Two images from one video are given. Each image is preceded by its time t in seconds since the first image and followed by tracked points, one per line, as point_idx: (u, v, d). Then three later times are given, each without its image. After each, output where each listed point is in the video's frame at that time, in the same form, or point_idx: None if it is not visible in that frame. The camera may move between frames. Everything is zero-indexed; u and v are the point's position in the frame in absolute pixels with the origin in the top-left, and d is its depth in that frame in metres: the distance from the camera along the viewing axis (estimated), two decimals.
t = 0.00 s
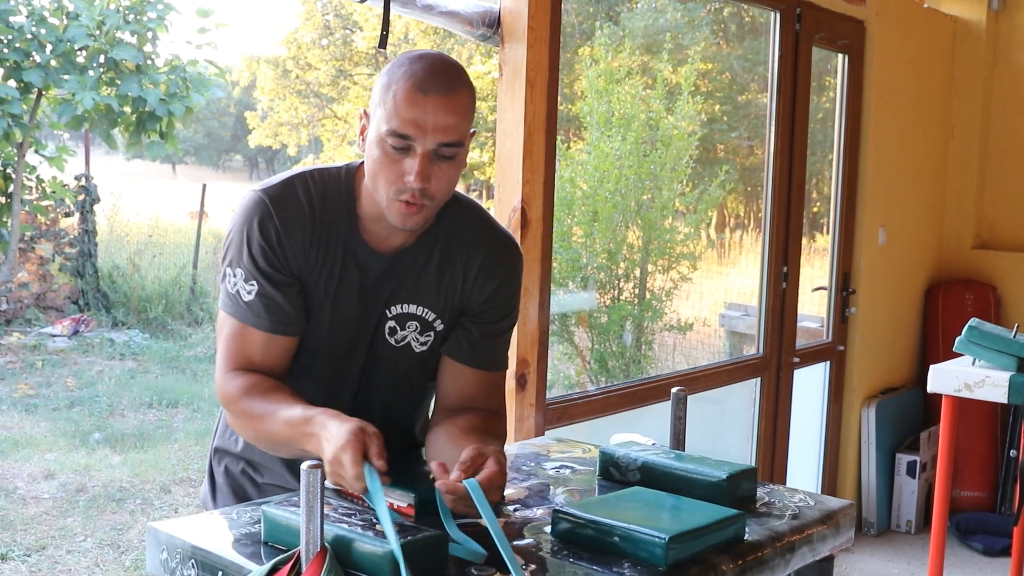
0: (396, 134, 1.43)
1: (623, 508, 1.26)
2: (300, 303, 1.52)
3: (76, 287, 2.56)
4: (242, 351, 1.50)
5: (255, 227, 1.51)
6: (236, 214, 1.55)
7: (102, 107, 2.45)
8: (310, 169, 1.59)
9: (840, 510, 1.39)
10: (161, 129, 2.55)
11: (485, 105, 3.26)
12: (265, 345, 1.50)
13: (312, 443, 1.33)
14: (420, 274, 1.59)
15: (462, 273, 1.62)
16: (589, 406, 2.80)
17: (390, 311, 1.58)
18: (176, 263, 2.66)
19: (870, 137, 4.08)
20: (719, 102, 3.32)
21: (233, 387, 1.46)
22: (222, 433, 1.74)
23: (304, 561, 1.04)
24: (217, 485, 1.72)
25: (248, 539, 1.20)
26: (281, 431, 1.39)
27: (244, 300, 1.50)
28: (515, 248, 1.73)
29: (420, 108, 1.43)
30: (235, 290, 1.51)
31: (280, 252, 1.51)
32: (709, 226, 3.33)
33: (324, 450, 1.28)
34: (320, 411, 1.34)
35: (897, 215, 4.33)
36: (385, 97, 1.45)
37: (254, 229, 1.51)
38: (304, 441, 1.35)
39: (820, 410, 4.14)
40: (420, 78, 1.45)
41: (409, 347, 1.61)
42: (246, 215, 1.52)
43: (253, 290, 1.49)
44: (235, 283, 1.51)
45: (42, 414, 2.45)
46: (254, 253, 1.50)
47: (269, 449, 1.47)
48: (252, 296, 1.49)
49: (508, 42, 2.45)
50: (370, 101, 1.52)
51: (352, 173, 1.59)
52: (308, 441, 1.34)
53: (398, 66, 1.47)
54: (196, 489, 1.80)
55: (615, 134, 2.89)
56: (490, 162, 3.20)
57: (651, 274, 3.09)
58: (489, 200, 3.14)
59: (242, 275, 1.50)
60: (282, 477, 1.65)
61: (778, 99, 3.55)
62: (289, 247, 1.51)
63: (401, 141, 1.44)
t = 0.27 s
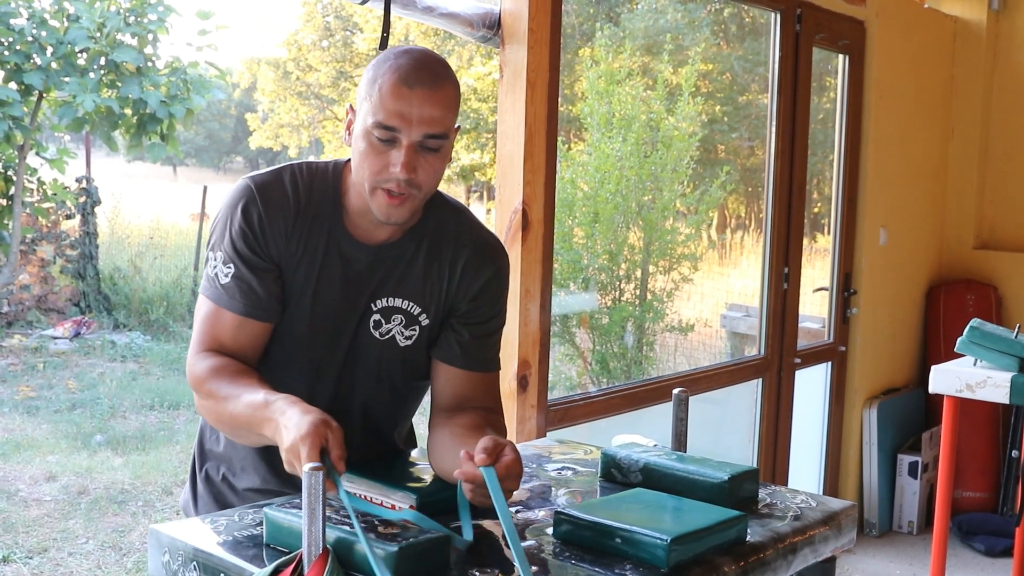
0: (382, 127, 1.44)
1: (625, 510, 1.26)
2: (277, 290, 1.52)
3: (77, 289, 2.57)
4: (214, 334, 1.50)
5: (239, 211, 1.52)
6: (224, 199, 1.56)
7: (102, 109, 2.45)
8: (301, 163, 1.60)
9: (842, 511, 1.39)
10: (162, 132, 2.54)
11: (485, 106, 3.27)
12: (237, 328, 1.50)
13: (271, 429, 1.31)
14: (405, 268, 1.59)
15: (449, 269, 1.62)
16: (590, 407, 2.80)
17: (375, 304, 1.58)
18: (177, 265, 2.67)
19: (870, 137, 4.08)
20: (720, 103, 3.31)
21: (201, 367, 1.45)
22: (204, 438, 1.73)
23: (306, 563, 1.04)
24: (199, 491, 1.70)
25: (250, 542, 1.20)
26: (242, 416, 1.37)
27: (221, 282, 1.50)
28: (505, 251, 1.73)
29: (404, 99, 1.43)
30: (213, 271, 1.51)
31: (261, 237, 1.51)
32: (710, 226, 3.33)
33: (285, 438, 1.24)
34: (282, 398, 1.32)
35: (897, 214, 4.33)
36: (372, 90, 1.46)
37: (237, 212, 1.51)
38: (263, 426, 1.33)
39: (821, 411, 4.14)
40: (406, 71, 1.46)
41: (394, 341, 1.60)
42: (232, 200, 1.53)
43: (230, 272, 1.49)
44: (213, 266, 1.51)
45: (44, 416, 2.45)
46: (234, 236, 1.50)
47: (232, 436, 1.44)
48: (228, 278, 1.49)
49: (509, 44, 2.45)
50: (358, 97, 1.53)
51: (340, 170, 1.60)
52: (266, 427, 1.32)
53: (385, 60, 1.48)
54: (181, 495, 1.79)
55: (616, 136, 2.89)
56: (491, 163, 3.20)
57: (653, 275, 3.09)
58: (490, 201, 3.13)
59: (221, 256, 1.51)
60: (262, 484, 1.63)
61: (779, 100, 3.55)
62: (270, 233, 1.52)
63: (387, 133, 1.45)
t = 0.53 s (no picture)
0: (375, 119, 1.44)
1: (625, 511, 1.26)
2: (271, 291, 1.52)
3: (77, 289, 2.56)
4: (208, 335, 1.50)
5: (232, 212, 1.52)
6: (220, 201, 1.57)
7: (102, 110, 2.46)
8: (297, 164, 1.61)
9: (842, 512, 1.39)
10: (162, 133, 2.57)
11: (486, 107, 3.27)
12: (230, 330, 1.50)
13: (270, 433, 1.31)
14: (402, 268, 1.59)
15: (447, 269, 1.62)
16: (590, 408, 2.80)
17: (372, 305, 1.57)
18: (177, 266, 2.68)
19: (870, 139, 4.08)
20: (720, 104, 3.32)
21: (196, 369, 1.45)
22: (200, 447, 1.73)
23: (307, 564, 1.04)
24: (195, 499, 1.70)
25: (250, 543, 1.20)
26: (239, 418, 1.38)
27: (215, 283, 1.50)
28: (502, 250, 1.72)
29: (398, 91, 1.44)
30: (207, 271, 1.52)
31: (254, 238, 1.51)
32: (710, 228, 3.33)
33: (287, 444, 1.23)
34: (276, 403, 1.33)
35: (897, 215, 4.33)
36: (364, 84, 1.46)
37: (230, 214, 1.52)
38: (261, 430, 1.34)
39: (821, 412, 4.14)
40: (398, 64, 1.46)
41: (393, 340, 1.59)
42: (227, 201, 1.54)
43: (224, 273, 1.50)
44: (207, 267, 1.52)
45: (44, 417, 2.45)
46: (227, 238, 1.51)
47: (229, 438, 1.45)
48: (222, 279, 1.50)
49: (510, 45, 2.45)
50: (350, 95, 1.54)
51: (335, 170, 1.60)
52: (266, 432, 1.32)
53: (377, 55, 1.49)
54: (179, 505, 1.79)
55: (616, 137, 2.89)
56: (491, 164, 3.20)
57: (653, 276, 3.09)
58: (490, 202, 3.14)
59: (215, 257, 1.51)
60: (258, 490, 1.63)
61: (779, 101, 3.56)
62: (263, 234, 1.51)
63: (380, 126, 1.45)
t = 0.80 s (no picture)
0: (379, 122, 1.45)
1: (627, 511, 1.26)
2: (289, 296, 1.52)
3: (79, 289, 2.55)
4: (230, 345, 1.49)
5: (243, 220, 1.51)
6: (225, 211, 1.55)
7: (105, 110, 2.46)
8: (298, 168, 1.60)
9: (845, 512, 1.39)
10: (163, 132, 2.58)
11: (487, 107, 3.27)
12: (253, 338, 1.49)
13: (322, 436, 1.34)
14: (411, 270, 1.60)
15: (454, 270, 1.63)
16: (592, 408, 2.80)
17: (383, 308, 1.58)
18: (179, 266, 2.68)
19: (871, 139, 4.08)
20: (722, 104, 3.31)
21: (225, 384, 1.44)
22: (204, 452, 1.73)
23: (309, 563, 1.04)
24: (201, 503, 1.71)
25: (253, 542, 1.20)
26: (281, 424, 1.39)
27: (232, 292, 1.49)
28: (505, 249, 1.74)
29: (401, 94, 1.44)
30: (224, 282, 1.50)
31: (269, 243, 1.51)
32: (712, 228, 3.33)
33: (353, 446, 1.28)
34: (325, 407, 1.35)
35: (899, 216, 4.33)
36: (367, 87, 1.47)
37: (242, 220, 1.51)
38: (311, 435, 1.35)
39: (823, 412, 4.14)
40: (400, 67, 1.47)
41: (403, 343, 1.60)
42: (235, 210, 1.53)
43: (241, 281, 1.49)
44: (222, 276, 1.50)
45: (46, 416, 2.45)
46: (242, 244, 1.50)
47: (264, 446, 1.46)
48: (240, 287, 1.49)
49: (512, 44, 2.45)
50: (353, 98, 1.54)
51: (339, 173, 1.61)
52: (318, 436, 1.34)
53: (379, 58, 1.49)
54: (184, 507, 1.79)
55: (618, 137, 2.89)
56: (492, 164, 3.20)
57: (654, 276, 3.09)
58: (492, 202, 3.14)
59: (230, 267, 1.50)
60: (265, 494, 1.64)
61: (781, 102, 3.55)
62: (277, 239, 1.51)
63: (384, 129, 1.45)
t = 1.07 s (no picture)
0: (386, 120, 1.45)
1: (628, 510, 1.26)
2: (300, 297, 1.52)
3: (80, 288, 2.56)
4: (241, 349, 1.48)
5: (252, 223, 1.51)
6: (232, 216, 1.55)
7: (105, 109, 2.47)
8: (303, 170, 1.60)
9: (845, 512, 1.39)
10: (164, 132, 2.57)
11: (488, 106, 3.27)
12: (266, 340, 1.49)
13: (344, 436, 1.35)
14: (419, 272, 1.60)
15: (461, 271, 1.64)
16: (592, 408, 2.80)
17: (391, 310, 1.58)
18: (180, 266, 2.68)
19: (872, 139, 4.08)
20: (722, 103, 3.32)
21: (239, 388, 1.44)
22: (207, 458, 1.72)
23: (309, 562, 1.04)
24: (206, 508, 1.71)
25: (254, 541, 1.20)
26: (301, 425, 1.39)
27: (242, 295, 1.49)
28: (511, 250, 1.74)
29: (407, 91, 1.44)
30: (234, 286, 1.50)
31: (279, 245, 1.51)
32: (712, 227, 3.33)
33: (378, 445, 1.29)
34: (349, 406, 1.36)
35: (900, 216, 4.33)
36: (374, 86, 1.47)
37: (252, 223, 1.51)
38: (333, 437, 1.36)
39: (823, 412, 4.14)
40: (406, 65, 1.47)
41: (411, 345, 1.60)
42: (244, 213, 1.52)
43: (252, 284, 1.49)
44: (232, 279, 1.50)
45: (46, 415, 2.45)
46: (252, 247, 1.50)
47: (279, 449, 1.46)
48: (250, 290, 1.48)
49: (512, 44, 2.45)
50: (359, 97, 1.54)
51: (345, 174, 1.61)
52: (340, 439, 1.35)
53: (384, 57, 1.49)
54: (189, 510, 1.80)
55: (618, 136, 2.89)
56: (493, 163, 3.20)
57: (655, 276, 3.09)
58: (492, 201, 3.15)
59: (240, 270, 1.50)
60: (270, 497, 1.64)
61: (781, 102, 3.56)
62: (287, 240, 1.51)
63: (391, 126, 1.46)
